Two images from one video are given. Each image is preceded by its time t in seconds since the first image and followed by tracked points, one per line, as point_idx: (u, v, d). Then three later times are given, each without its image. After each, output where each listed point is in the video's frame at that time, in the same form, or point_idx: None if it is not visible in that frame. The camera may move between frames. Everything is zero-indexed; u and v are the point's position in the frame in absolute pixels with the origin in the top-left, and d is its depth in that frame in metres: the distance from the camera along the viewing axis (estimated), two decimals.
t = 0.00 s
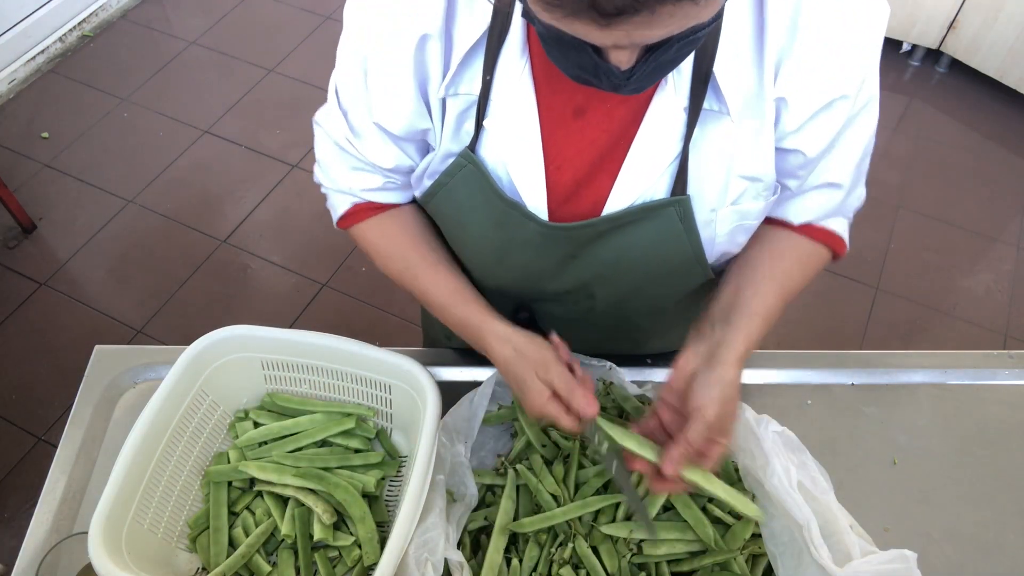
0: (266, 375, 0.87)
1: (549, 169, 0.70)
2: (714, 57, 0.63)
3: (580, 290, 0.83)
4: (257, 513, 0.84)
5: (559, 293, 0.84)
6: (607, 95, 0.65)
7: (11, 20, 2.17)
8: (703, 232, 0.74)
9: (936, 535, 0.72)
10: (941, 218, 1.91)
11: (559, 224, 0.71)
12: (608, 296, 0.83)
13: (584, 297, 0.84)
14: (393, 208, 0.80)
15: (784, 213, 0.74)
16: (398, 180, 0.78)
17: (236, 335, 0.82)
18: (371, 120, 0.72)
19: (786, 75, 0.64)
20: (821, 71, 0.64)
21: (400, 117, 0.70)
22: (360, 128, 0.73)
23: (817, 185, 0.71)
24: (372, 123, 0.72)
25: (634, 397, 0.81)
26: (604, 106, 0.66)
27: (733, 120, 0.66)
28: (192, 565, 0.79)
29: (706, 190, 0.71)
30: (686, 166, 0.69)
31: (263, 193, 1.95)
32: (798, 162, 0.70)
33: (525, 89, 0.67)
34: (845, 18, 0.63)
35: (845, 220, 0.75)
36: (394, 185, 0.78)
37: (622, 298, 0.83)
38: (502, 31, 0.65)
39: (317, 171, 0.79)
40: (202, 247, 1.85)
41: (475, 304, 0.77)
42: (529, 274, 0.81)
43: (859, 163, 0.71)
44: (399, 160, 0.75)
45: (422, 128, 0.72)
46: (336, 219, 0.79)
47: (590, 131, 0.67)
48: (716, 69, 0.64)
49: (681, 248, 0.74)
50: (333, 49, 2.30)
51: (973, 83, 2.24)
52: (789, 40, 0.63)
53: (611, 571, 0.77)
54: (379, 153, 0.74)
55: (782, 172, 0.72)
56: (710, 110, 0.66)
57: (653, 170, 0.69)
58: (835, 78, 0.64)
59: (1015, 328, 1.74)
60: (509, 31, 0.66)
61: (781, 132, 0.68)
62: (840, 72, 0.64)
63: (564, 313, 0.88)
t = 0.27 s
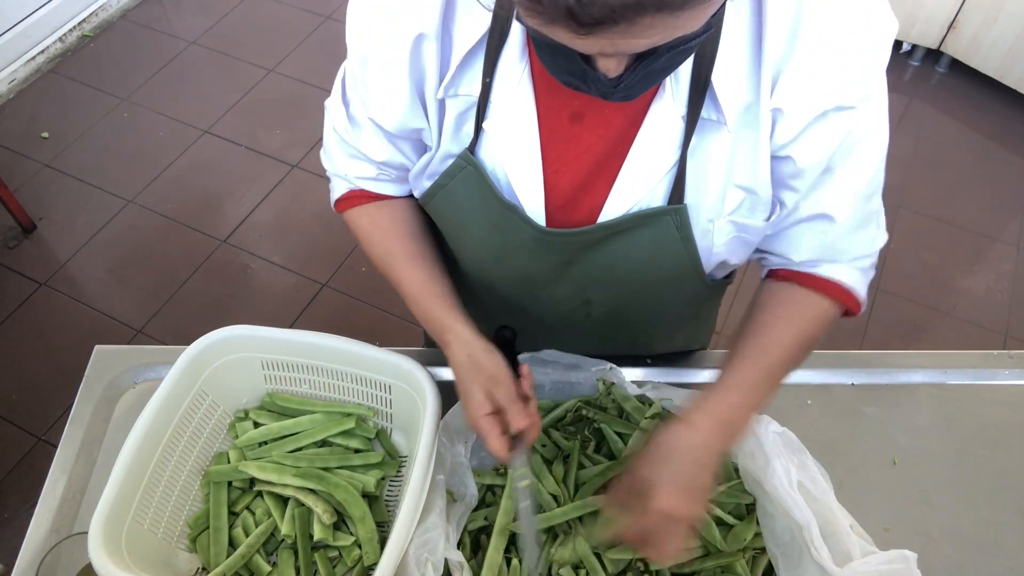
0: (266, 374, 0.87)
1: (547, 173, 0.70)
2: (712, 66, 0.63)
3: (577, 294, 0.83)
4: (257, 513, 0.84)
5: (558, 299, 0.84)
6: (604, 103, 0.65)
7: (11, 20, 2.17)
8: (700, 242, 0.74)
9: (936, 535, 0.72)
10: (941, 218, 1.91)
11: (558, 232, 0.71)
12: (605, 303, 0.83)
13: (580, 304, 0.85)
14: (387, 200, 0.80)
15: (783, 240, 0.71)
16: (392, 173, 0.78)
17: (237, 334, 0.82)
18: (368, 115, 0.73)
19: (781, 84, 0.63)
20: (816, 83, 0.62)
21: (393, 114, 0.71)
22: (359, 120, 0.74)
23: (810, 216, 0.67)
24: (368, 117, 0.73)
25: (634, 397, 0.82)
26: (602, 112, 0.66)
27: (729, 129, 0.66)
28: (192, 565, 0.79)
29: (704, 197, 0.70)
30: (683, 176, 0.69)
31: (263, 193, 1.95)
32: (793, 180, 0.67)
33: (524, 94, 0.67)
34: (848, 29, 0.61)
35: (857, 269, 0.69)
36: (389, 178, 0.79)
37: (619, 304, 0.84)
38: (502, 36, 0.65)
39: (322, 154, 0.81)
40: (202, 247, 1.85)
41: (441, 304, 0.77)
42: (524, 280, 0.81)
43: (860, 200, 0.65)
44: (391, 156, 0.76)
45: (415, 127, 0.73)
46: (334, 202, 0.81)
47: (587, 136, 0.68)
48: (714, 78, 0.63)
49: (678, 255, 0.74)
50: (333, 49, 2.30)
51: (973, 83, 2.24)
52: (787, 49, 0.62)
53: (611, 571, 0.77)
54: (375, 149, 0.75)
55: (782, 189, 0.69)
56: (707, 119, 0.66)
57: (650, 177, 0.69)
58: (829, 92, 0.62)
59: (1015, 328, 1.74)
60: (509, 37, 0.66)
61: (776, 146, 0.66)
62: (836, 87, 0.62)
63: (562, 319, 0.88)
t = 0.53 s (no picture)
0: (266, 375, 0.87)
1: (546, 174, 0.71)
2: (711, 68, 0.63)
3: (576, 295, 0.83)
4: (257, 513, 0.84)
5: (557, 299, 0.84)
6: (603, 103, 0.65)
7: (11, 20, 2.17)
8: (699, 243, 0.74)
9: (936, 535, 0.72)
10: (941, 218, 1.91)
11: (556, 234, 0.71)
12: (604, 303, 0.83)
13: (579, 306, 0.85)
14: (386, 195, 0.80)
15: (773, 238, 0.71)
16: (389, 169, 0.78)
17: (237, 334, 0.82)
18: (365, 113, 0.73)
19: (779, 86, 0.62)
20: (813, 85, 0.61)
21: (390, 112, 0.71)
22: (358, 116, 0.75)
23: (800, 213, 0.68)
24: (366, 115, 0.73)
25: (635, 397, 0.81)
26: (601, 113, 0.66)
27: (728, 131, 0.66)
28: (192, 565, 0.79)
29: (703, 198, 0.70)
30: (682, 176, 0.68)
31: (263, 193, 1.95)
32: (789, 182, 0.67)
33: (523, 95, 0.67)
34: (844, 30, 0.60)
35: (837, 262, 0.70)
36: (385, 174, 0.79)
37: (619, 305, 0.84)
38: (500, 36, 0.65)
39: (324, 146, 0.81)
40: (202, 247, 1.85)
41: (429, 304, 0.78)
42: (524, 280, 0.81)
43: (848, 197, 0.66)
44: (387, 153, 0.76)
45: (412, 126, 0.73)
46: (333, 195, 0.81)
47: (586, 136, 0.68)
48: (712, 81, 0.63)
49: (671, 257, 0.74)
50: (333, 49, 2.30)
51: (973, 83, 2.24)
52: (785, 49, 0.62)
53: (611, 571, 0.77)
54: (371, 145, 0.75)
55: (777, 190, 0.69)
56: (706, 121, 0.66)
57: (649, 179, 0.69)
58: (826, 95, 0.61)
59: (1015, 328, 1.74)
60: (508, 39, 0.66)
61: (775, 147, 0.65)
62: (833, 89, 0.61)
63: (560, 322, 0.89)
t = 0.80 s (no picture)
0: (266, 375, 0.87)
1: (550, 166, 0.70)
2: (713, 51, 0.64)
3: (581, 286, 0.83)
4: (257, 513, 0.84)
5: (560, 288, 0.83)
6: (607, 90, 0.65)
7: (11, 20, 2.17)
8: (704, 227, 0.75)
9: (936, 535, 0.72)
10: (941, 218, 1.91)
11: (563, 220, 0.71)
12: (609, 291, 0.83)
13: (584, 294, 0.84)
14: (392, 206, 0.79)
15: (783, 209, 0.75)
16: (398, 177, 0.78)
17: (237, 334, 0.82)
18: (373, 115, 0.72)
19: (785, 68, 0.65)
20: (819, 65, 0.64)
21: (401, 111, 0.70)
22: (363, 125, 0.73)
23: (813, 185, 0.72)
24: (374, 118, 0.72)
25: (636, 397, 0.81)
26: (605, 101, 0.66)
27: (734, 113, 0.66)
28: (192, 565, 0.79)
29: (706, 183, 0.71)
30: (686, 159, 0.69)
31: (263, 193, 1.95)
32: (798, 159, 0.70)
33: (526, 83, 0.67)
34: (844, 13, 0.63)
35: (845, 221, 0.76)
36: (394, 182, 0.78)
37: (623, 294, 0.84)
38: (504, 28, 0.65)
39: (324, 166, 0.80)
40: (202, 247, 1.85)
41: (450, 309, 0.76)
42: (529, 270, 0.81)
43: (857, 163, 0.71)
44: (399, 156, 0.75)
45: (422, 124, 0.72)
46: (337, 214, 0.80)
47: (591, 126, 0.67)
48: (716, 63, 0.64)
49: (682, 244, 0.74)
50: (333, 49, 2.30)
51: (973, 83, 2.24)
52: (788, 32, 0.64)
53: (611, 571, 0.77)
54: (381, 150, 0.74)
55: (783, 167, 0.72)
56: (710, 104, 0.67)
57: (654, 164, 0.69)
58: (834, 74, 0.65)
59: (1015, 328, 1.74)
60: (510, 27, 0.66)
61: (781, 126, 0.69)
62: (839, 68, 0.64)
63: (566, 309, 0.88)
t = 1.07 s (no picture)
0: (266, 374, 0.87)
1: (548, 161, 0.70)
2: (711, 44, 0.64)
3: (580, 282, 0.83)
4: (257, 513, 0.84)
5: (558, 284, 0.84)
6: (604, 84, 0.65)
7: (11, 20, 2.17)
8: (702, 221, 0.74)
9: (936, 536, 0.72)
10: (941, 218, 1.91)
11: (563, 215, 0.71)
12: (608, 287, 0.83)
13: (583, 290, 0.84)
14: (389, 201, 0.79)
15: (779, 202, 0.76)
16: (394, 172, 0.78)
17: (237, 334, 0.82)
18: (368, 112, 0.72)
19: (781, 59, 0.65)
20: (815, 56, 0.65)
21: (398, 108, 0.71)
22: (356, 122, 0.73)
23: (810, 176, 0.72)
24: (369, 115, 0.72)
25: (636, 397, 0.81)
26: (603, 96, 0.66)
27: (733, 106, 0.66)
28: (192, 565, 0.79)
29: (705, 177, 0.71)
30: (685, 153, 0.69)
31: (263, 193, 1.95)
32: (795, 149, 0.71)
33: (523, 77, 0.67)
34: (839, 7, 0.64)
35: (842, 214, 0.76)
36: (390, 178, 0.78)
37: (622, 289, 0.84)
38: (500, 25, 0.65)
39: (314, 163, 0.80)
40: (202, 246, 1.85)
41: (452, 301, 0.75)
42: (529, 266, 0.81)
43: (852, 154, 0.71)
44: (395, 153, 0.76)
45: (418, 120, 0.73)
46: (330, 212, 0.79)
47: (589, 121, 0.67)
48: (714, 57, 0.64)
49: (680, 238, 0.75)
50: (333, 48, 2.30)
51: (972, 83, 2.24)
52: (785, 25, 0.64)
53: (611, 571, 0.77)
54: (376, 146, 0.74)
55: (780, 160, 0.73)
56: (708, 97, 0.67)
57: (653, 159, 0.69)
58: (829, 65, 0.65)
59: (1015, 328, 1.74)
60: (508, 18, 0.66)
61: (779, 118, 0.69)
62: (835, 59, 0.65)
63: (566, 306, 0.88)
